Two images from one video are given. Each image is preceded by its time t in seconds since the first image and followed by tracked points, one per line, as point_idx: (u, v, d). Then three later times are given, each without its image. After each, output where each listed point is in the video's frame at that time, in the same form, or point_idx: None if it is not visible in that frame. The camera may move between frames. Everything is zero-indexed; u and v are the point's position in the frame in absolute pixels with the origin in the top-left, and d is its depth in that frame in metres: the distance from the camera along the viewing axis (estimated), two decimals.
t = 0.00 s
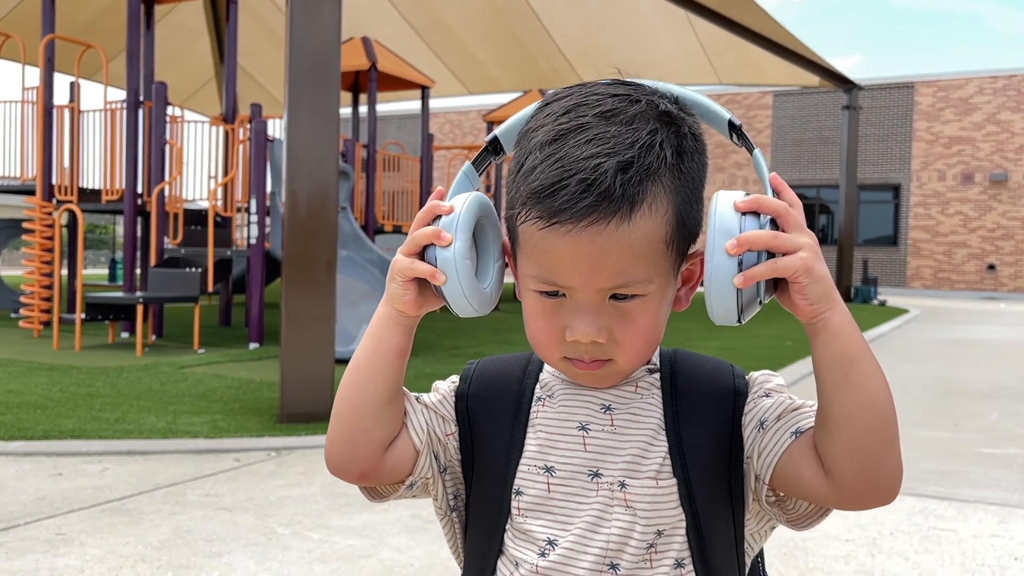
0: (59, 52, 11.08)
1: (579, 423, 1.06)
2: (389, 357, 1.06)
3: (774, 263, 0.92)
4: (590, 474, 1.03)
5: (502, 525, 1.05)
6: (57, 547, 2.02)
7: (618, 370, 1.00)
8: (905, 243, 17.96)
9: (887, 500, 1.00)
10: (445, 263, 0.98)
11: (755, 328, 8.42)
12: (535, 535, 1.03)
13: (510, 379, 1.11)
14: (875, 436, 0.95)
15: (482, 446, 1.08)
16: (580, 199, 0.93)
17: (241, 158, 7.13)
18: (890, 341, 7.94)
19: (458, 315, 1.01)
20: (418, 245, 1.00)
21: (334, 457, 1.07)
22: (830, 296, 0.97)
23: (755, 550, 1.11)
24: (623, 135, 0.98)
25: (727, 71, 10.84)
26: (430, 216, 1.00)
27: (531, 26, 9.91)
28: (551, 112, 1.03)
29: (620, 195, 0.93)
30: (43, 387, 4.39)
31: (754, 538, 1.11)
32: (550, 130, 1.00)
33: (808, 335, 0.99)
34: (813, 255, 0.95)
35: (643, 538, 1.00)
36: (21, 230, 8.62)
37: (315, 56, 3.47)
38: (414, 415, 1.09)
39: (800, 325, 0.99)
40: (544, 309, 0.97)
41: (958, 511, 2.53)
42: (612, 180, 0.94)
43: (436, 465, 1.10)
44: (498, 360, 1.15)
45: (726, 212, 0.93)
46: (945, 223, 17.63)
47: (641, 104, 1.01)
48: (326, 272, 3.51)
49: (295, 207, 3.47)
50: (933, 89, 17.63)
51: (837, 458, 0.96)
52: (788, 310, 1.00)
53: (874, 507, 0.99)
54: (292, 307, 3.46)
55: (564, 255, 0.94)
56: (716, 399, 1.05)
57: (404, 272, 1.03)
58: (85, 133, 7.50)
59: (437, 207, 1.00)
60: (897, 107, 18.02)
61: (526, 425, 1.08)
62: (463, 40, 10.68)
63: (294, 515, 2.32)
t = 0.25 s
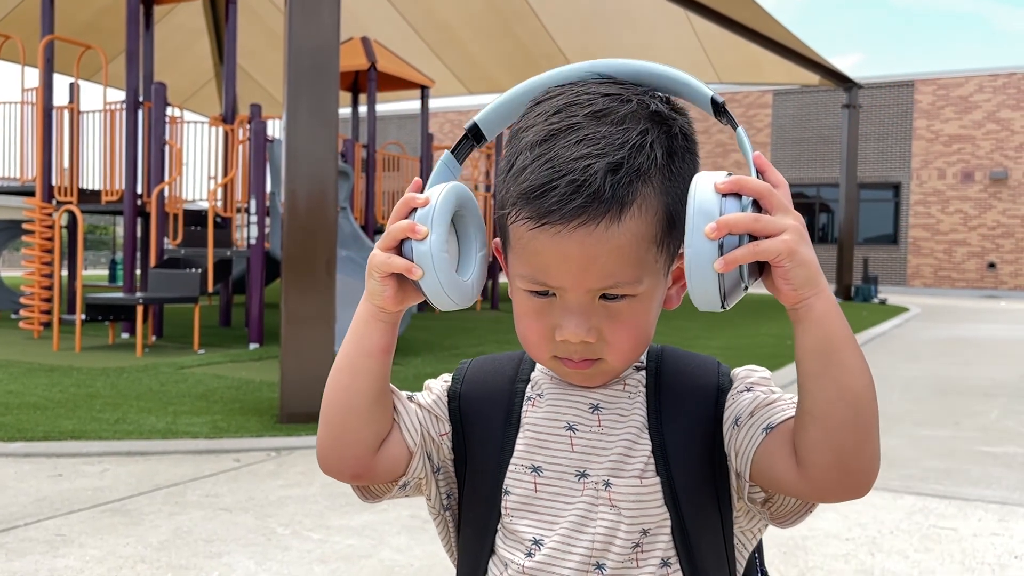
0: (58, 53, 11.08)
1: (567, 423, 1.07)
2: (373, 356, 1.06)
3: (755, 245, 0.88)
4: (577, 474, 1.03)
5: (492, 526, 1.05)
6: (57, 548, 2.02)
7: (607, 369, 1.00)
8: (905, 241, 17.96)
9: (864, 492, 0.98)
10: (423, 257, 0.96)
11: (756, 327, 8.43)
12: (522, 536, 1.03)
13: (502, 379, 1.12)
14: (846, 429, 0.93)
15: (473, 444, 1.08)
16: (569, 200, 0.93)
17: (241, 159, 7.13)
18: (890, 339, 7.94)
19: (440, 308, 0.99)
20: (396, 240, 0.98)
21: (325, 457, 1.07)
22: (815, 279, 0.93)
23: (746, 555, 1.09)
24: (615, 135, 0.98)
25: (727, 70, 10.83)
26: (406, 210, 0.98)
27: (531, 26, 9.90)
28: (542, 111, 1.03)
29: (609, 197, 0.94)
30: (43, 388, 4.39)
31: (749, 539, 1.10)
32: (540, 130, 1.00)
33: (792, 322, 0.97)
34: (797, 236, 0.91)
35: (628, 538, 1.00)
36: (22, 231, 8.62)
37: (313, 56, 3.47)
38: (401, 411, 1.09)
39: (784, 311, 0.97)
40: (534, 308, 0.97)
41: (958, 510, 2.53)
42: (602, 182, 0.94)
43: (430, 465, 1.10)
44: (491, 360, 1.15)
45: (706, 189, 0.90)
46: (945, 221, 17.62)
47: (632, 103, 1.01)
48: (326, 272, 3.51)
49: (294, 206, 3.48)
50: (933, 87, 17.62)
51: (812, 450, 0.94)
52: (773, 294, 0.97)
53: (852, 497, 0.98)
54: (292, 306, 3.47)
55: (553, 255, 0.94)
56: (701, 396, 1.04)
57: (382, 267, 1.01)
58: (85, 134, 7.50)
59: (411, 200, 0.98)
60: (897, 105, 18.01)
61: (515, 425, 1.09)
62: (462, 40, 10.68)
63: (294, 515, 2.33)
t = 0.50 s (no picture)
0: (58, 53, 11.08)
1: (555, 425, 1.07)
2: (359, 358, 1.05)
3: (724, 254, 0.86)
4: (564, 476, 1.04)
5: (483, 527, 1.06)
6: (57, 549, 2.02)
7: (596, 364, 1.00)
8: (906, 240, 17.95)
9: (841, 499, 0.96)
10: (406, 258, 0.94)
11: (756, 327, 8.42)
12: (509, 537, 1.04)
13: (494, 379, 1.12)
14: (820, 437, 0.91)
15: (464, 445, 1.09)
16: (562, 191, 0.93)
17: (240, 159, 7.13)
18: (890, 338, 7.94)
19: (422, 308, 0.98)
20: (376, 241, 0.97)
21: (316, 462, 1.06)
22: (788, 287, 0.91)
23: (737, 557, 1.09)
24: (611, 128, 0.98)
25: (727, 69, 10.83)
26: (386, 209, 0.97)
27: (530, 25, 9.89)
28: (537, 104, 1.02)
29: (603, 189, 0.94)
30: (43, 388, 4.39)
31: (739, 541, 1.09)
32: (536, 122, 0.99)
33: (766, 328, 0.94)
34: (769, 244, 0.89)
35: (616, 541, 1.00)
36: (22, 232, 8.62)
37: (312, 56, 3.46)
38: (391, 413, 1.09)
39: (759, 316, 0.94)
40: (525, 302, 0.97)
41: (959, 509, 2.53)
42: (596, 174, 0.94)
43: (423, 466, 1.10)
44: (484, 361, 1.16)
45: (677, 194, 0.86)
46: (945, 220, 17.62)
47: (627, 99, 1.01)
48: (326, 272, 3.51)
49: (293, 206, 3.48)
50: (933, 85, 17.60)
51: (787, 457, 0.93)
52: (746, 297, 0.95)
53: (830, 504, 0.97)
54: (291, 307, 3.48)
55: (545, 248, 0.94)
56: (688, 398, 1.04)
57: (365, 269, 1.00)
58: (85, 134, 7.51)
59: (392, 199, 0.96)
60: (897, 104, 18.00)
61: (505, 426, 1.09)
62: (462, 39, 10.67)
63: (294, 515, 2.33)
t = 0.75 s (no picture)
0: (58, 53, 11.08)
1: (551, 425, 1.07)
2: (356, 369, 1.03)
3: (684, 275, 0.83)
4: (559, 476, 1.03)
5: (480, 528, 1.06)
6: (57, 549, 2.02)
7: (590, 358, 1.01)
8: (907, 239, 17.94)
9: (823, 514, 0.95)
10: (398, 265, 0.92)
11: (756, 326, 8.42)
12: (503, 537, 1.04)
13: (493, 381, 1.13)
14: (799, 454, 0.91)
15: (465, 446, 1.09)
16: (558, 181, 0.93)
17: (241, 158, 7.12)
18: (891, 337, 7.93)
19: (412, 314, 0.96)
20: (363, 251, 0.94)
21: (319, 478, 1.05)
22: (751, 309, 0.89)
23: (736, 558, 1.08)
24: (612, 122, 0.98)
25: (727, 69, 10.83)
26: (371, 215, 0.94)
27: (531, 25, 9.90)
28: (540, 99, 1.03)
29: (599, 179, 0.93)
30: (44, 389, 4.38)
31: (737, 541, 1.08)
32: (538, 116, 1.01)
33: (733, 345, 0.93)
34: (730, 266, 0.86)
35: (612, 542, 1.00)
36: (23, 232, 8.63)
37: (312, 55, 3.46)
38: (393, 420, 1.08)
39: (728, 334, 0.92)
40: (521, 293, 0.97)
41: (960, 508, 2.53)
42: (593, 164, 0.94)
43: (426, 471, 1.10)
44: (483, 362, 1.17)
45: (643, 207, 0.82)
46: (946, 219, 17.61)
47: (631, 96, 1.01)
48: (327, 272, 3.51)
49: (294, 206, 3.48)
50: (934, 85, 17.60)
51: (766, 471, 0.93)
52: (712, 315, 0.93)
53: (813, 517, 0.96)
54: (293, 307, 3.48)
55: (540, 238, 0.94)
56: (683, 398, 1.04)
57: (353, 280, 0.97)
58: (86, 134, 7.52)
59: (377, 205, 0.93)
60: (898, 103, 18.00)
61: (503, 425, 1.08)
62: (462, 39, 10.67)
63: (296, 515, 2.32)
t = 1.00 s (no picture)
0: (60, 53, 11.10)
1: (554, 428, 1.06)
2: (368, 400, 1.01)
3: (668, 312, 0.82)
4: (562, 479, 1.03)
5: (485, 533, 1.06)
6: (60, 548, 2.02)
7: (590, 351, 1.01)
8: (908, 240, 17.93)
9: (818, 541, 0.95)
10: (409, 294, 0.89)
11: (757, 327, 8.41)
12: (506, 540, 1.04)
13: (496, 385, 1.13)
14: (786, 490, 0.90)
15: (470, 451, 1.09)
16: (562, 163, 0.95)
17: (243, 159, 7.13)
18: (893, 338, 7.92)
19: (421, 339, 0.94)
20: (372, 280, 0.91)
21: (331, 501, 1.05)
22: (732, 351, 0.88)
23: (739, 557, 1.06)
24: (620, 113, 0.99)
25: (728, 69, 10.83)
26: (376, 242, 0.91)
27: (533, 25, 9.90)
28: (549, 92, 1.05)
29: (603, 164, 0.95)
30: (46, 388, 4.39)
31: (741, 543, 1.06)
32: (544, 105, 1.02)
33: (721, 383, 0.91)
34: (715, 308, 0.85)
35: (615, 544, 1.00)
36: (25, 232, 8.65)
37: (315, 55, 3.46)
38: (403, 439, 1.07)
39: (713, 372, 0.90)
40: (524, 281, 0.97)
41: (962, 509, 2.52)
42: (598, 149, 0.95)
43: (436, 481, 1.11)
44: (484, 366, 1.17)
45: (631, 238, 0.81)
46: (948, 220, 17.60)
47: (638, 91, 1.02)
48: (329, 270, 3.51)
49: (296, 206, 3.48)
50: (935, 85, 17.59)
51: (754, 497, 0.92)
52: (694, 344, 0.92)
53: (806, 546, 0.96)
54: (295, 308, 3.48)
55: (545, 223, 0.95)
56: (686, 402, 1.04)
57: (364, 308, 0.94)
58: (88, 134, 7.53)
59: (383, 230, 0.90)
60: (899, 104, 18.00)
61: (506, 427, 1.08)
62: (464, 39, 10.68)
63: (297, 515, 2.32)
